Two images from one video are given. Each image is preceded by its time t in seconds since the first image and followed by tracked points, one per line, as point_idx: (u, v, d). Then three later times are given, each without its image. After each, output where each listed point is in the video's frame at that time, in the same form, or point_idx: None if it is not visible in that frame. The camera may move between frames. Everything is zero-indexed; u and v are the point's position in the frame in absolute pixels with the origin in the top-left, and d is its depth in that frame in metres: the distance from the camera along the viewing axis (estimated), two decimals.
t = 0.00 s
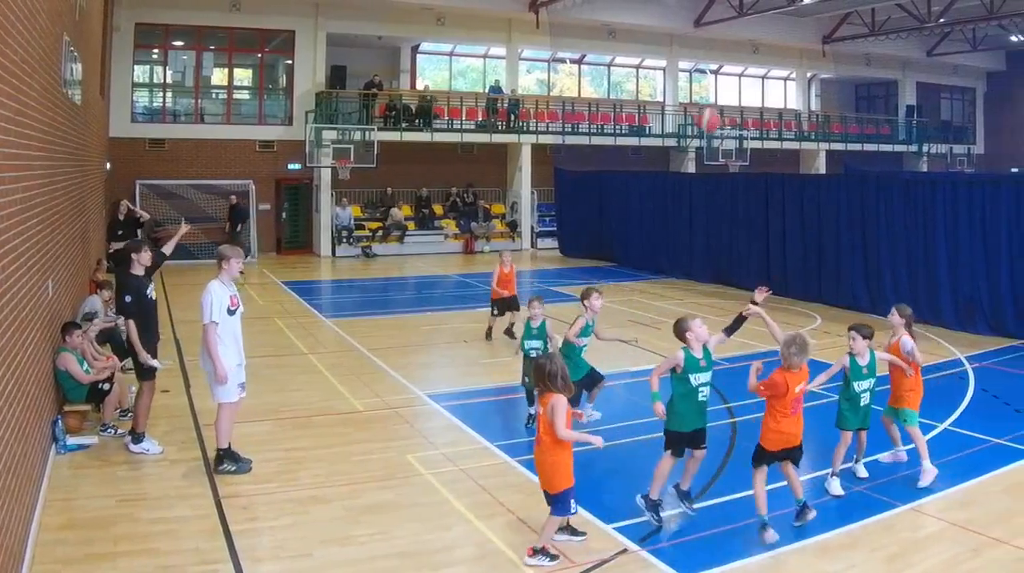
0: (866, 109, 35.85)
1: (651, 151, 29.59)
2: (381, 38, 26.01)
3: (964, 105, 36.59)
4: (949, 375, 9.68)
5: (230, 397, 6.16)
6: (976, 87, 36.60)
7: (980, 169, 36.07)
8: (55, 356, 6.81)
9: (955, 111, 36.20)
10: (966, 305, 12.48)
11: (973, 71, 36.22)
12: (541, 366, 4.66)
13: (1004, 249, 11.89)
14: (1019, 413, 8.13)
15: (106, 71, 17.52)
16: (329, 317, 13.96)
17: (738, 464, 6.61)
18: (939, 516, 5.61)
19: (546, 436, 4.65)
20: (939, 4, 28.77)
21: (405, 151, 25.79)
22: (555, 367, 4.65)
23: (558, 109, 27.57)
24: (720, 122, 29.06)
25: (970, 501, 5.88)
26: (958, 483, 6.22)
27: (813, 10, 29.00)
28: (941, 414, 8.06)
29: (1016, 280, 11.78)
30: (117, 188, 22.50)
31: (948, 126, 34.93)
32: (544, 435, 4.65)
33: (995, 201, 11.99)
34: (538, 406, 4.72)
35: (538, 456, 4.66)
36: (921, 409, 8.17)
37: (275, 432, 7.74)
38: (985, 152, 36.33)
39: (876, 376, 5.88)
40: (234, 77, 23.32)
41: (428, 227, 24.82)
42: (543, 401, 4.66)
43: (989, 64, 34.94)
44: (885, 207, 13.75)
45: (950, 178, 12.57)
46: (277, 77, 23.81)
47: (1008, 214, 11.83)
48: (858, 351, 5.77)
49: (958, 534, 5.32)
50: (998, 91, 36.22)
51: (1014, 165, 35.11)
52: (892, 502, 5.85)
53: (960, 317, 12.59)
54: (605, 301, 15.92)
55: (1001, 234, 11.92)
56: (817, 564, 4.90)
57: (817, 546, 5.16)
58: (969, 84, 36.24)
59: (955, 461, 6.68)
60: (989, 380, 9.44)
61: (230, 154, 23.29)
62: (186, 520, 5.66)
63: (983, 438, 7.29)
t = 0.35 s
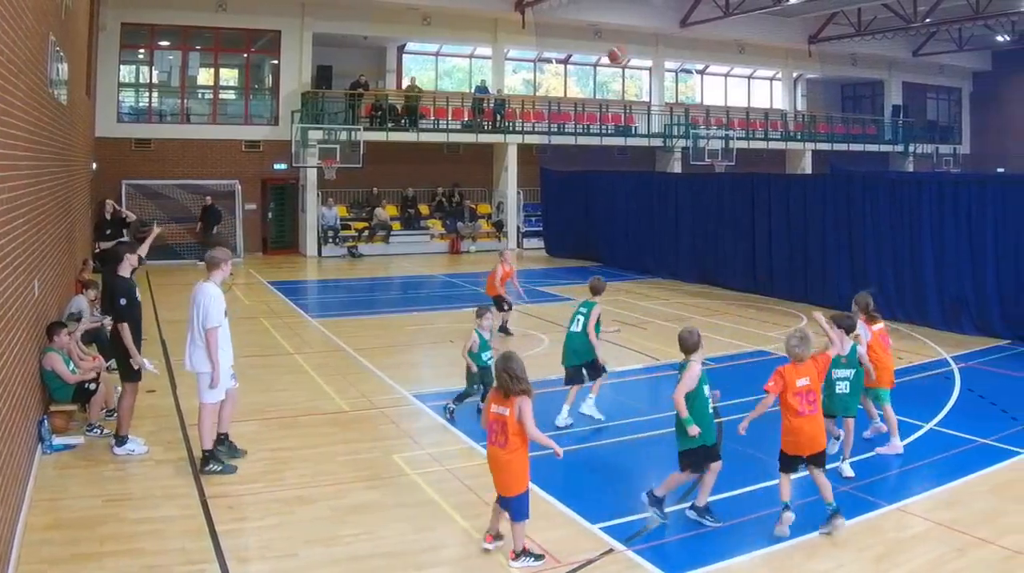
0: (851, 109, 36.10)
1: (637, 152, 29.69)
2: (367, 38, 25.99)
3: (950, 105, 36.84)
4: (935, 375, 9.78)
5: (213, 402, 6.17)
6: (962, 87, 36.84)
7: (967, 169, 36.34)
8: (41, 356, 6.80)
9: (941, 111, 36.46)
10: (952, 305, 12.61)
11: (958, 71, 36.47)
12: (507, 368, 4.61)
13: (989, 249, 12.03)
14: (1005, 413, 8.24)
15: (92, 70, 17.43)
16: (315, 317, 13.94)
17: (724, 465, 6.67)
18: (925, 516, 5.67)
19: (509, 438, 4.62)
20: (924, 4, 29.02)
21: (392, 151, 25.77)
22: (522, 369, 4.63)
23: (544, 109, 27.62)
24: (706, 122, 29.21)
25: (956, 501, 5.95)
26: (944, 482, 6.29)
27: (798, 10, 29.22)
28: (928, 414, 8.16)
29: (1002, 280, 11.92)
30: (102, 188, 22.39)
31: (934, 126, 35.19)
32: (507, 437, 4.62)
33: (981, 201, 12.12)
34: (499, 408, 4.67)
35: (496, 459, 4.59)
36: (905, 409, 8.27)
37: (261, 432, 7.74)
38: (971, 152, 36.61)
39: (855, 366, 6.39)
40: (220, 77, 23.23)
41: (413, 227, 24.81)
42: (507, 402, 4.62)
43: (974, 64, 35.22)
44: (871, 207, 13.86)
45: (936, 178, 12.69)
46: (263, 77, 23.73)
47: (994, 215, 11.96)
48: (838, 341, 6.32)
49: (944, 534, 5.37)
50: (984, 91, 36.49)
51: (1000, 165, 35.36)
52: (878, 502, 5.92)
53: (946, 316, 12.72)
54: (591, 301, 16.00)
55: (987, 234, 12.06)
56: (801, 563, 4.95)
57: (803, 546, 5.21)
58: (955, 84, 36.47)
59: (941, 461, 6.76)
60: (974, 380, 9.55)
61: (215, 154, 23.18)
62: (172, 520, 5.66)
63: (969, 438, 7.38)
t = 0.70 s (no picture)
0: (839, 109, 36.35)
1: (625, 151, 29.77)
2: (355, 38, 25.96)
3: (937, 105, 37.05)
4: (922, 375, 9.88)
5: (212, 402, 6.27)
6: (949, 87, 37.04)
7: (954, 169, 36.58)
8: (29, 356, 6.81)
9: (929, 111, 36.66)
10: (939, 305, 12.71)
11: (946, 71, 36.66)
12: (457, 363, 4.65)
13: (976, 249, 12.12)
14: (992, 413, 8.33)
15: (79, 70, 17.28)
16: (302, 316, 13.93)
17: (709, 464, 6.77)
18: (913, 515, 5.73)
19: (469, 432, 4.64)
20: (912, 4, 29.25)
21: (379, 151, 25.75)
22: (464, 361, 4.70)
23: (531, 109, 27.68)
24: (693, 122, 29.36)
25: (943, 501, 6.01)
26: (931, 483, 6.36)
27: (785, 10, 29.39)
28: (915, 414, 8.25)
29: (989, 280, 12.02)
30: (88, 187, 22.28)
31: (922, 126, 35.42)
32: (466, 432, 4.63)
33: (968, 201, 12.22)
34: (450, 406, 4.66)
35: (463, 454, 4.57)
36: (893, 409, 8.34)
37: (249, 432, 7.74)
38: (958, 152, 36.85)
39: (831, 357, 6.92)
40: (207, 77, 23.16)
41: (401, 227, 24.79)
42: (460, 397, 4.65)
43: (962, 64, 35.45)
44: (859, 207, 13.94)
45: (923, 178, 12.77)
46: (251, 77, 23.66)
47: (982, 215, 12.05)
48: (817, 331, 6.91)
49: (931, 534, 5.43)
50: (971, 91, 36.70)
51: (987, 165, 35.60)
52: (865, 502, 5.98)
53: (933, 316, 12.82)
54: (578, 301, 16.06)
55: (974, 234, 12.16)
56: (790, 562, 5.01)
57: (791, 546, 5.26)
58: (943, 84, 36.68)
59: (929, 461, 6.84)
60: (961, 380, 9.65)
61: (202, 154, 23.10)
62: (160, 520, 5.66)
63: (956, 438, 7.46)
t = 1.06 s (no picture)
0: (825, 109, 36.60)
1: (611, 151, 29.87)
2: (341, 38, 25.93)
3: (924, 105, 37.27)
4: (908, 375, 9.99)
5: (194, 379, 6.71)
6: (935, 87, 37.27)
7: (939, 169, 36.84)
8: (13, 356, 6.80)
9: (914, 111, 36.91)
10: (926, 305, 12.81)
11: (932, 71, 36.90)
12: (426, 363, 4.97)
13: (963, 249, 12.19)
14: (978, 413, 8.43)
15: (65, 71, 17.18)
16: (288, 316, 13.91)
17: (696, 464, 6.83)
18: (898, 515, 5.80)
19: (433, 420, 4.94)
20: (897, 4, 29.48)
21: (365, 150, 25.73)
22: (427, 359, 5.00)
23: (517, 109, 27.72)
24: (679, 122, 29.49)
25: (929, 502, 6.08)
26: (917, 482, 6.44)
27: (771, 10, 29.59)
28: (903, 414, 8.35)
29: (975, 280, 12.10)
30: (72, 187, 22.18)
31: (908, 126, 35.68)
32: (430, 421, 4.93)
33: (954, 201, 12.29)
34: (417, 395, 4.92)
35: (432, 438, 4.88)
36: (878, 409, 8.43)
37: (235, 432, 7.73)
38: (943, 152, 37.10)
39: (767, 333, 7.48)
40: (193, 77, 23.07)
41: (387, 227, 24.78)
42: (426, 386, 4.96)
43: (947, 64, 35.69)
44: (844, 207, 14.04)
45: (909, 178, 12.86)
46: (237, 77, 23.58)
47: (967, 214, 12.12)
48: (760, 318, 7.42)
49: (916, 534, 5.49)
50: (958, 91, 36.90)
51: (973, 165, 35.86)
52: (849, 501, 6.06)
53: (920, 316, 12.93)
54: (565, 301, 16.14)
55: (960, 234, 12.25)
56: (776, 562, 5.06)
57: (777, 546, 5.32)
58: (928, 84, 36.93)
59: (915, 461, 6.92)
60: (947, 380, 9.76)
61: (188, 154, 23.02)
62: (146, 520, 5.66)
63: (942, 438, 7.55)
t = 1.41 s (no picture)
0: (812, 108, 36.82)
1: (599, 151, 29.95)
2: (328, 38, 25.91)
3: (911, 105, 37.44)
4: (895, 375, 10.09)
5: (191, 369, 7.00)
6: (923, 87, 37.44)
7: (927, 169, 37.03)
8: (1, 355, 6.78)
9: (902, 111, 37.09)
10: (913, 305, 12.89)
11: (919, 71, 37.06)
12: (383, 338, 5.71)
13: (949, 250, 12.26)
14: (965, 413, 8.53)
15: (53, 68, 17.11)
16: (276, 316, 13.89)
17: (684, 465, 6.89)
18: (884, 515, 5.87)
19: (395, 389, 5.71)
20: (885, 4, 29.68)
21: (353, 151, 25.71)
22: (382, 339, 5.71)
23: (504, 109, 27.74)
24: (666, 122, 29.60)
25: (915, 501, 6.14)
26: (904, 482, 6.52)
27: (758, 10, 29.76)
28: (890, 415, 8.43)
29: (963, 281, 12.16)
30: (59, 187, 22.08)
31: (895, 126, 35.87)
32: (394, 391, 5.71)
33: (941, 201, 12.34)
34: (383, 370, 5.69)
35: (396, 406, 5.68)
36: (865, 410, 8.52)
37: (221, 432, 7.73)
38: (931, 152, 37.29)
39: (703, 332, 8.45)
40: (181, 77, 23.01)
41: (374, 227, 24.76)
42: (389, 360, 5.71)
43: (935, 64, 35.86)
44: (832, 207, 14.13)
45: (897, 179, 12.91)
46: (224, 77, 23.52)
47: (955, 214, 12.17)
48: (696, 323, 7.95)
49: (903, 534, 5.54)
50: (945, 91, 37.12)
51: (960, 165, 36.06)
52: (837, 501, 6.12)
53: (907, 316, 13.00)
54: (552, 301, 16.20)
55: (947, 235, 12.30)
56: (763, 562, 5.11)
57: (763, 546, 5.37)
58: (916, 84, 37.10)
59: (901, 461, 7.00)
60: (934, 380, 9.86)
61: (175, 154, 22.95)
62: (133, 520, 5.67)
63: (929, 439, 7.63)
